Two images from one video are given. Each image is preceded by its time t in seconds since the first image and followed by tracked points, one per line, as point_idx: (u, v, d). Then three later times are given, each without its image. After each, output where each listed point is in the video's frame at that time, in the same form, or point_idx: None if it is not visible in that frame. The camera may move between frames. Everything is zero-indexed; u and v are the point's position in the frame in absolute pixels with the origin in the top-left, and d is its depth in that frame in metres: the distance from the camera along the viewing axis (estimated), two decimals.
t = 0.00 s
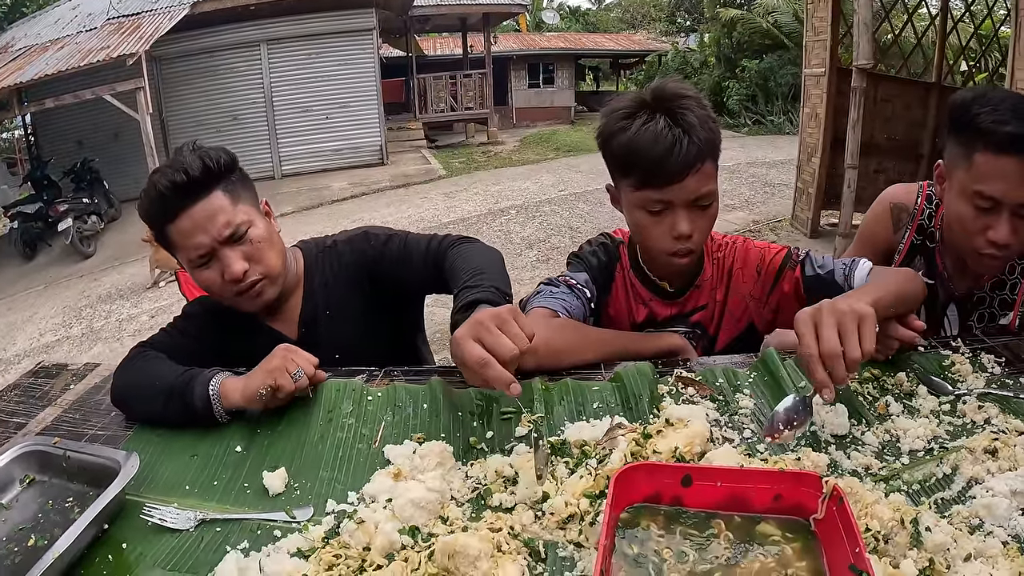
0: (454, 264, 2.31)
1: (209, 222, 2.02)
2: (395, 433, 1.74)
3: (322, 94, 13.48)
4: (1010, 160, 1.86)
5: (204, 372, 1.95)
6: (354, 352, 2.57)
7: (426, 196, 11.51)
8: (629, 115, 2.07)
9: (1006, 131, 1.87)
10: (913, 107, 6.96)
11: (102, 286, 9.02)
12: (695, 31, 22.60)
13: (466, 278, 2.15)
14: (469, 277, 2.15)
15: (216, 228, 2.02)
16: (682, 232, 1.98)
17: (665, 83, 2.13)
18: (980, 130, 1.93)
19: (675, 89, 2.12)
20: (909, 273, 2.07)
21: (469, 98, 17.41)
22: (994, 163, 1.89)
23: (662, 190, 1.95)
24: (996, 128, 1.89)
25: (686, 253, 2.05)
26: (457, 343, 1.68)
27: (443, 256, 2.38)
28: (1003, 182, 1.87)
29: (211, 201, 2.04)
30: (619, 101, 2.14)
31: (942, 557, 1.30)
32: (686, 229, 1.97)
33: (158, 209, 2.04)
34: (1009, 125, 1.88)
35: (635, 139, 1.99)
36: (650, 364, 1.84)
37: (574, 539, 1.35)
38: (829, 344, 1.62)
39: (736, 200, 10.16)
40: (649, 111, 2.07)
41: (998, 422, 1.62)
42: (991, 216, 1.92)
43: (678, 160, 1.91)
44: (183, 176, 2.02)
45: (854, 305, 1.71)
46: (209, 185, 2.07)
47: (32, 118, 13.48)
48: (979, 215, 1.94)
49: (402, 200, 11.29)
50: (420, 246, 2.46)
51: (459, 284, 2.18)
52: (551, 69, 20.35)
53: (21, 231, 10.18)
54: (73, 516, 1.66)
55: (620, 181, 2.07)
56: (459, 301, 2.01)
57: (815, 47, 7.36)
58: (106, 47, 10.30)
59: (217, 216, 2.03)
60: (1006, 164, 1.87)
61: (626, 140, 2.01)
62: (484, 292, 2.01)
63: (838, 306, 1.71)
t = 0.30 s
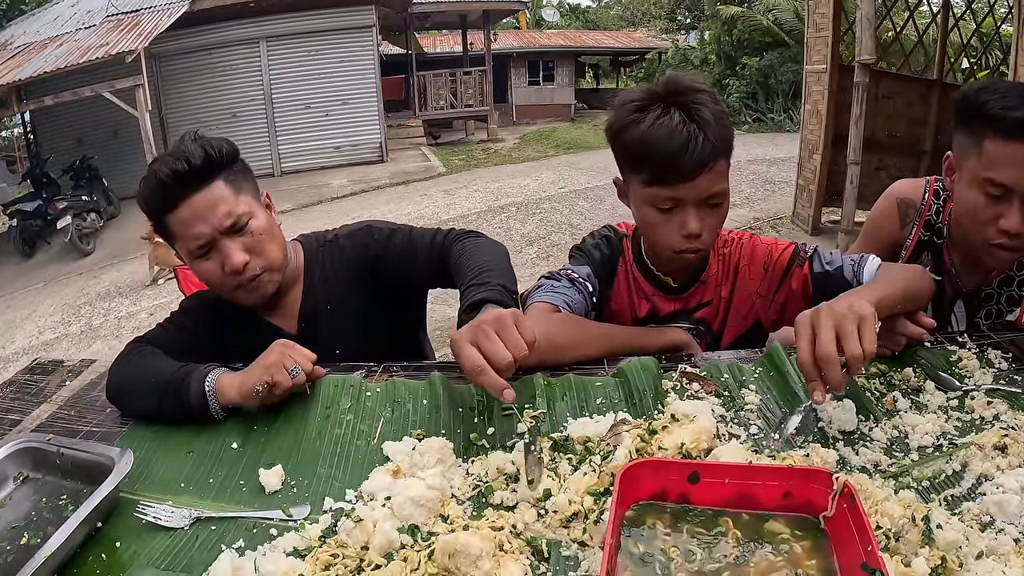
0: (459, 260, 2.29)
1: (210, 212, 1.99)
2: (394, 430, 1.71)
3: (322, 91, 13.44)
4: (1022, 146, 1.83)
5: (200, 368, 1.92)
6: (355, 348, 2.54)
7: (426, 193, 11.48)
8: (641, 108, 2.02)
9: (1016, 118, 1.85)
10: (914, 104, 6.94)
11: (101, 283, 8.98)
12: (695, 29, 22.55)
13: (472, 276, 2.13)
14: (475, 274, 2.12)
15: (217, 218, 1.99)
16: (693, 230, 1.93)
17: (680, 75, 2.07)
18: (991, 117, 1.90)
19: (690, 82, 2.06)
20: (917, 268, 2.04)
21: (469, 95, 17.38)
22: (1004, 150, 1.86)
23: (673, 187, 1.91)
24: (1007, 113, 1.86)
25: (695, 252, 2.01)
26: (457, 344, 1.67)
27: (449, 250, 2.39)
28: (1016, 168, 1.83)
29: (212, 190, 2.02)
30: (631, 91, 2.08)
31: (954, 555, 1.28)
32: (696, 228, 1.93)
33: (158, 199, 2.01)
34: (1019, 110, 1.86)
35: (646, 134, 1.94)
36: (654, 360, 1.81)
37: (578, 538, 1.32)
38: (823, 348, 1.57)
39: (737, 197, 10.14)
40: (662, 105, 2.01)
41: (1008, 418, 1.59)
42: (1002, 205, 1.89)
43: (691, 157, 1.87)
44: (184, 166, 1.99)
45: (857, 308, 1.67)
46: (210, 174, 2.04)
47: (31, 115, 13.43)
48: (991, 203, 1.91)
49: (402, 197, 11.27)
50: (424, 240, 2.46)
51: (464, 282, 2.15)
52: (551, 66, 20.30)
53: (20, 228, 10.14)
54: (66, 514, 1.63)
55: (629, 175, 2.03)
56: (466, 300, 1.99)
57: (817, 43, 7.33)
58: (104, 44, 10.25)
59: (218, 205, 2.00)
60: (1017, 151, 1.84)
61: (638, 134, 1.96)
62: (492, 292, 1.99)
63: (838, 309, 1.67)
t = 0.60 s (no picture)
0: (476, 263, 2.31)
1: (247, 179, 2.07)
2: (416, 420, 1.75)
3: (323, 84, 13.43)
4: None
5: (219, 363, 1.95)
6: (369, 343, 2.58)
7: (427, 185, 11.51)
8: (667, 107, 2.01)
9: None
10: (916, 97, 6.96)
11: (103, 278, 9.00)
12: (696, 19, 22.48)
13: (487, 284, 2.14)
14: (490, 283, 2.13)
15: (253, 186, 2.07)
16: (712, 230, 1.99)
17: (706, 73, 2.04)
18: (1003, 120, 1.94)
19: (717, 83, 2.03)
20: (925, 267, 2.08)
21: (470, 87, 17.36)
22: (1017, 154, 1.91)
23: (696, 193, 1.95)
24: (1019, 118, 1.90)
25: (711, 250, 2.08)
26: (491, 363, 1.62)
27: (467, 255, 2.40)
28: None
29: (249, 160, 2.10)
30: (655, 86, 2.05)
31: (962, 537, 1.32)
32: (715, 232, 2.00)
33: (195, 160, 2.08)
34: None
35: (674, 140, 1.94)
36: (669, 351, 1.85)
37: (602, 523, 1.38)
38: (859, 333, 1.64)
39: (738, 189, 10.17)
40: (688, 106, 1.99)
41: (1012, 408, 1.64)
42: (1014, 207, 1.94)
43: (717, 167, 1.89)
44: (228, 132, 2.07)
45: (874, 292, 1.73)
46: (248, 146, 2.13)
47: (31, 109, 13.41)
48: (1002, 206, 1.95)
49: (404, 189, 11.29)
50: (443, 243, 2.47)
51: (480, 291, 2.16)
52: (551, 58, 20.27)
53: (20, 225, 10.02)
54: (89, 510, 1.64)
55: (651, 172, 2.06)
56: (484, 306, 2.00)
57: (819, 37, 7.33)
58: (104, 39, 10.18)
59: (253, 174, 2.08)
60: None
61: (666, 137, 1.95)
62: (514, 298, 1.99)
63: (862, 291, 1.73)
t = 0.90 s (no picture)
0: (476, 267, 2.32)
1: (254, 179, 2.10)
2: (416, 423, 1.78)
3: (323, 84, 13.45)
4: None
5: (222, 365, 1.96)
6: (371, 345, 2.60)
7: (427, 185, 11.52)
8: (659, 114, 2.09)
9: (1017, 122, 1.92)
10: (915, 97, 6.97)
11: (104, 278, 9.02)
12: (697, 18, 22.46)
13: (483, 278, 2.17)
14: (484, 277, 2.18)
15: (260, 187, 2.10)
16: (706, 235, 1.99)
17: (699, 84, 2.13)
18: (995, 120, 1.97)
19: (711, 90, 2.11)
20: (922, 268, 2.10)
21: (470, 87, 17.38)
22: (1009, 153, 1.93)
23: (687, 196, 1.96)
24: (1010, 118, 1.93)
25: (706, 256, 2.07)
26: (472, 338, 1.72)
27: (467, 259, 2.42)
28: (1018, 171, 1.91)
29: (258, 162, 2.14)
30: (651, 95, 2.15)
31: (952, 538, 1.34)
32: (707, 236, 1.99)
33: (204, 158, 2.11)
34: (1022, 114, 1.92)
35: (663, 142, 2.00)
36: (666, 353, 1.87)
37: (597, 523, 1.40)
38: (847, 337, 1.70)
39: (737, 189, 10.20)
40: (680, 112, 2.07)
41: (1003, 409, 1.66)
42: (1007, 205, 1.95)
43: (707, 170, 1.91)
44: (240, 134, 2.12)
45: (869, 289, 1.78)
46: (258, 149, 2.17)
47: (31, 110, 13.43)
48: (995, 204, 1.97)
49: (404, 189, 11.31)
50: (445, 246, 2.49)
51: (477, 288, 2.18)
52: (551, 57, 20.30)
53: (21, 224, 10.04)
54: (94, 510, 1.67)
55: (645, 178, 2.09)
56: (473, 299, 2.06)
57: (818, 37, 7.34)
58: (104, 39, 10.18)
59: (261, 175, 2.12)
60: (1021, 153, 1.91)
61: (656, 141, 2.02)
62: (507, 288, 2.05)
63: (855, 294, 1.77)
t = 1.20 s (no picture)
0: (479, 266, 2.32)
1: (261, 178, 2.10)
2: (416, 424, 1.78)
3: (323, 84, 13.46)
4: None
5: (222, 367, 1.96)
6: (372, 345, 2.59)
7: (427, 185, 11.53)
8: (661, 114, 2.09)
9: (1018, 124, 1.92)
10: (915, 97, 6.96)
11: (103, 278, 9.02)
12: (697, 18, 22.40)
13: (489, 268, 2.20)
14: (492, 266, 2.20)
15: (266, 186, 2.10)
16: (706, 235, 1.99)
17: (702, 84, 2.13)
18: (996, 122, 1.97)
19: (712, 91, 2.11)
20: (922, 270, 2.09)
21: (471, 86, 17.38)
22: (1009, 155, 1.93)
23: (688, 197, 1.96)
24: (1011, 120, 1.93)
25: (706, 257, 2.07)
26: (489, 318, 1.74)
27: (469, 257, 2.41)
28: (1019, 172, 1.91)
29: (265, 161, 2.14)
30: (652, 95, 2.15)
31: (952, 540, 1.34)
32: (709, 236, 1.99)
33: (212, 154, 2.11)
34: (1022, 117, 1.93)
35: (665, 143, 2.00)
36: (665, 354, 1.87)
37: (597, 525, 1.39)
38: (822, 358, 1.65)
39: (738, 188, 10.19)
40: (683, 113, 2.07)
41: (1003, 411, 1.66)
42: (1007, 208, 1.95)
43: (708, 171, 1.91)
44: (249, 132, 2.13)
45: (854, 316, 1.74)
46: (265, 148, 2.18)
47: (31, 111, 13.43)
48: (996, 206, 1.97)
49: (404, 189, 11.31)
50: (447, 246, 2.48)
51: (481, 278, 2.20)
52: (551, 57, 20.30)
53: (21, 224, 10.04)
54: (94, 512, 1.67)
55: (647, 178, 2.08)
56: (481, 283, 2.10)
57: (818, 37, 7.33)
58: (104, 40, 10.18)
59: (268, 175, 2.12)
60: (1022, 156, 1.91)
61: (657, 141, 2.02)
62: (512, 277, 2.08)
63: (838, 318, 1.74)
